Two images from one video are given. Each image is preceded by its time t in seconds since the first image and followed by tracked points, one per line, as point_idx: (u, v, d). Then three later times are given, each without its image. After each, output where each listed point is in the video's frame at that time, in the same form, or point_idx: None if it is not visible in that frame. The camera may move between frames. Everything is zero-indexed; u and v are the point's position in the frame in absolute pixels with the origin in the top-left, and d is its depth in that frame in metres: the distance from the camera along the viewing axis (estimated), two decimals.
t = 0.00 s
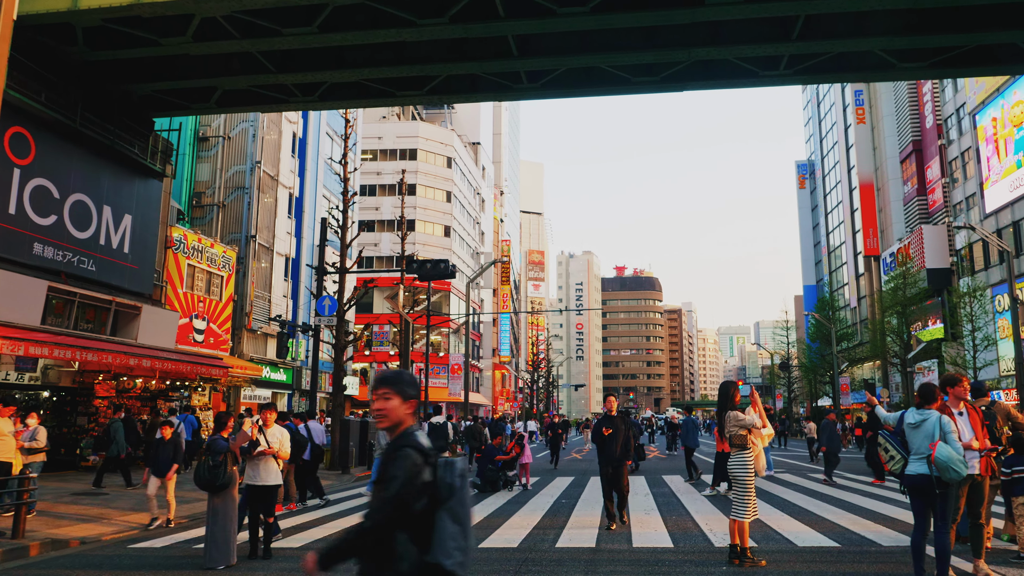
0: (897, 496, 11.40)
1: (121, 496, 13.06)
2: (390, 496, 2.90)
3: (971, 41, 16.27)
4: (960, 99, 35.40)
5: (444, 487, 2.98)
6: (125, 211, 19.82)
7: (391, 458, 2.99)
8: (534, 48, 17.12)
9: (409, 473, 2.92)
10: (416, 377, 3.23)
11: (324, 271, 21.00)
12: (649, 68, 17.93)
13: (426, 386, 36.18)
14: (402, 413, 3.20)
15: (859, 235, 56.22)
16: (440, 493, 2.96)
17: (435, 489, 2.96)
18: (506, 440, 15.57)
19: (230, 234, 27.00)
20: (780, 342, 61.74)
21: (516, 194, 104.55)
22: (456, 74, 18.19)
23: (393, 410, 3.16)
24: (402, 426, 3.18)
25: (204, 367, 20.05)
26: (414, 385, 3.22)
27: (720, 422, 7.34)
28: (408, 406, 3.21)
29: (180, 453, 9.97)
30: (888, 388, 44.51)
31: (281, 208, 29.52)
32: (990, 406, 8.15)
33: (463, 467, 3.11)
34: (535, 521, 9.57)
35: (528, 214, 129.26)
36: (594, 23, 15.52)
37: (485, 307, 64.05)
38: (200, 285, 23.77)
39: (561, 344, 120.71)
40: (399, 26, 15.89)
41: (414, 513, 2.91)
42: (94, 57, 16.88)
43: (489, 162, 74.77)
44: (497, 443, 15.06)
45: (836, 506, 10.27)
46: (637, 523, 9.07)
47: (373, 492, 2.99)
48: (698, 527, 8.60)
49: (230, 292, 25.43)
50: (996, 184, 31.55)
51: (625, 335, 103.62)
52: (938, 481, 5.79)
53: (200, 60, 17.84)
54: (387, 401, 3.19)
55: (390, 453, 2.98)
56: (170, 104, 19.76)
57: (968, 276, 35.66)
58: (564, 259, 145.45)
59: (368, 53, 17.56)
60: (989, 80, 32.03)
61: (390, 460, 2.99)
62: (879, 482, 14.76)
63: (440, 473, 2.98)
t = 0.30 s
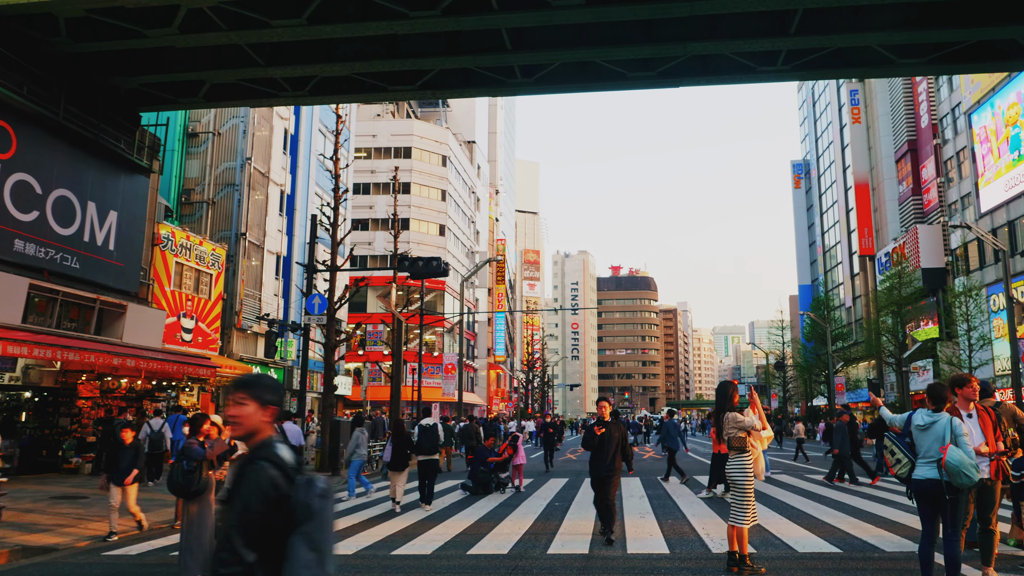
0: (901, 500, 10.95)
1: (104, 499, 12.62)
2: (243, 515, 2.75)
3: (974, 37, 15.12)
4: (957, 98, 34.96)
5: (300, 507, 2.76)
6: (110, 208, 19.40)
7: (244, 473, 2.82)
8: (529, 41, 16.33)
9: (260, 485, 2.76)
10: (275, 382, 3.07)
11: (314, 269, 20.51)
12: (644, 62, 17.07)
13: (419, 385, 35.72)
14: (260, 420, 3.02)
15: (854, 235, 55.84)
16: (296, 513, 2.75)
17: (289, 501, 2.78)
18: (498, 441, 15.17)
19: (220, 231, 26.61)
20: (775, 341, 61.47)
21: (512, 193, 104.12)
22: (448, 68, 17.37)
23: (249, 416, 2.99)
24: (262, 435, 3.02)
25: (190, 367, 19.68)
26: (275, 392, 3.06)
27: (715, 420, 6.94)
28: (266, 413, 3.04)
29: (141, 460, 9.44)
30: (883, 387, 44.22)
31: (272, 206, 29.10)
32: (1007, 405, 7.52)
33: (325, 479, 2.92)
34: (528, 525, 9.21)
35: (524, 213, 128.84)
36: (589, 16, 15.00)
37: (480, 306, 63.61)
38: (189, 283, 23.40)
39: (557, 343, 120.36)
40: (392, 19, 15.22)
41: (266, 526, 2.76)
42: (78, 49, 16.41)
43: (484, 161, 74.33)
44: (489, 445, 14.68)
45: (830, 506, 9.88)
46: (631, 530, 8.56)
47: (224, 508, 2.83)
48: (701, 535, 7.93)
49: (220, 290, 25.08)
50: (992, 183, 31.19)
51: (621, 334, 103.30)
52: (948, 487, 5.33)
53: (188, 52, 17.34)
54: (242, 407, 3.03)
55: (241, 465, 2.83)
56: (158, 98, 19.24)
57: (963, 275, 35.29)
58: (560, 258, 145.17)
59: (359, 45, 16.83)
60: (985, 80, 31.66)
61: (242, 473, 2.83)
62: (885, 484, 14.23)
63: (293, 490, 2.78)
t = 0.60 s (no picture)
0: (894, 499, 10.73)
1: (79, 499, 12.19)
2: (48, 537, 2.31)
3: (969, 30, 14.82)
4: (947, 96, 34.70)
5: (123, 516, 2.35)
6: (88, 202, 18.96)
7: (49, 487, 2.35)
8: (517, 32, 15.97)
9: (70, 505, 2.31)
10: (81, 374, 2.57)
11: (299, 265, 20.05)
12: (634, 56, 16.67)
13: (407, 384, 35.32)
14: (62, 419, 2.52)
15: (843, 233, 55.75)
16: (118, 526, 2.34)
17: (110, 517, 2.34)
18: (485, 439, 14.87)
19: (204, 228, 26.19)
20: (765, 340, 61.36)
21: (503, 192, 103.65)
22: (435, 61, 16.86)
23: (48, 418, 2.48)
24: (67, 437, 2.52)
25: (172, 364, 19.29)
26: (82, 384, 2.57)
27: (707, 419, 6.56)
28: (69, 411, 2.54)
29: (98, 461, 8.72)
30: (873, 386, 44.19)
31: (257, 202, 28.68)
32: (1007, 403, 7.29)
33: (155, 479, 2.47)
34: (514, 526, 8.91)
35: (515, 212, 128.34)
36: (579, 7, 14.58)
37: (470, 304, 63.21)
38: (170, 279, 23.00)
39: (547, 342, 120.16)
40: (376, 9, 14.77)
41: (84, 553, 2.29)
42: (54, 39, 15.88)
43: (474, 159, 73.86)
44: (476, 443, 14.42)
45: (822, 506, 9.64)
46: (619, 532, 8.23)
47: (21, 535, 2.34)
48: (692, 538, 7.61)
49: (203, 287, 24.67)
50: (981, 181, 31.02)
51: (611, 334, 103.08)
52: (950, 487, 5.11)
53: (168, 43, 16.79)
54: (41, 405, 2.50)
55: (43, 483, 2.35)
56: (139, 91, 18.66)
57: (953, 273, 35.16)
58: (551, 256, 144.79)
59: (345, 38, 16.39)
60: (975, 78, 31.42)
61: (46, 492, 2.35)
62: (877, 483, 14.01)
63: (113, 501, 2.35)
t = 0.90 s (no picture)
0: (892, 502, 10.51)
1: (55, 502, 11.78)
2: None
3: (964, 27, 14.55)
4: (939, 96, 34.42)
5: None
6: (70, 198, 18.58)
7: None
8: (508, 26, 15.53)
9: None
10: None
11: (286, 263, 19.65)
12: (626, 51, 16.24)
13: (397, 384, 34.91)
14: None
15: (835, 233, 55.60)
16: None
17: None
18: (475, 439, 14.57)
19: (191, 225, 25.82)
20: (757, 340, 61.22)
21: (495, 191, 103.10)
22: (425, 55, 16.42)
23: None
24: None
25: (156, 363, 18.88)
26: None
27: (705, 417, 6.31)
28: None
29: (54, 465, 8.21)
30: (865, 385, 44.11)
31: (245, 199, 28.29)
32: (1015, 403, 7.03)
33: None
34: (502, 531, 8.64)
35: (506, 211, 127.77)
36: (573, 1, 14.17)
37: (461, 303, 62.77)
38: (156, 277, 22.60)
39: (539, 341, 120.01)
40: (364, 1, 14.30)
41: None
42: (34, 30, 15.33)
43: (466, 158, 73.38)
44: (464, 444, 14.14)
45: (820, 509, 9.38)
46: (611, 538, 7.93)
47: None
48: (688, 546, 7.30)
49: (189, 285, 24.29)
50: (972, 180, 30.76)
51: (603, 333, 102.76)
52: (965, 493, 4.86)
53: (151, 36, 16.26)
54: None
55: None
56: (123, 84, 18.13)
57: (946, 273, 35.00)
58: (543, 256, 144.37)
59: (332, 31, 15.92)
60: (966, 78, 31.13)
61: None
62: (873, 483, 13.76)
63: None
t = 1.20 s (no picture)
0: (902, 503, 10.20)
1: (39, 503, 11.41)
2: None
3: (971, 17, 14.02)
4: (940, 94, 33.95)
5: None
6: (61, 192, 18.26)
7: None
8: (507, 17, 14.90)
9: None
10: None
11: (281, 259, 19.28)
12: (627, 42, 15.52)
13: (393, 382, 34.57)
14: None
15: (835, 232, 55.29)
16: None
17: None
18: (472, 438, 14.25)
19: (185, 220, 25.55)
20: (755, 339, 60.99)
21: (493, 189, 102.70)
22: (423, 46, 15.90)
23: None
24: None
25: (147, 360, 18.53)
26: None
27: (711, 415, 5.99)
28: None
29: None
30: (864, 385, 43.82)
31: (240, 195, 27.97)
32: None
33: None
34: (500, 532, 8.34)
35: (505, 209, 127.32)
36: None
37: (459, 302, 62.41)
38: (148, 273, 22.31)
39: (537, 340, 119.81)
40: None
41: None
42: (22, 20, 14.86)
43: (463, 155, 72.93)
44: (461, 443, 13.85)
45: (828, 510, 9.08)
46: (612, 539, 7.63)
47: None
48: (693, 547, 7.01)
49: (183, 281, 24.00)
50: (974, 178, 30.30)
51: (602, 332, 102.46)
52: (993, 493, 4.71)
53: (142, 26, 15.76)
54: None
55: None
56: (115, 77, 17.69)
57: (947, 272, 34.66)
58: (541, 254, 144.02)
59: (326, 22, 15.39)
60: (968, 75, 30.60)
61: None
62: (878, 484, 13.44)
63: None
